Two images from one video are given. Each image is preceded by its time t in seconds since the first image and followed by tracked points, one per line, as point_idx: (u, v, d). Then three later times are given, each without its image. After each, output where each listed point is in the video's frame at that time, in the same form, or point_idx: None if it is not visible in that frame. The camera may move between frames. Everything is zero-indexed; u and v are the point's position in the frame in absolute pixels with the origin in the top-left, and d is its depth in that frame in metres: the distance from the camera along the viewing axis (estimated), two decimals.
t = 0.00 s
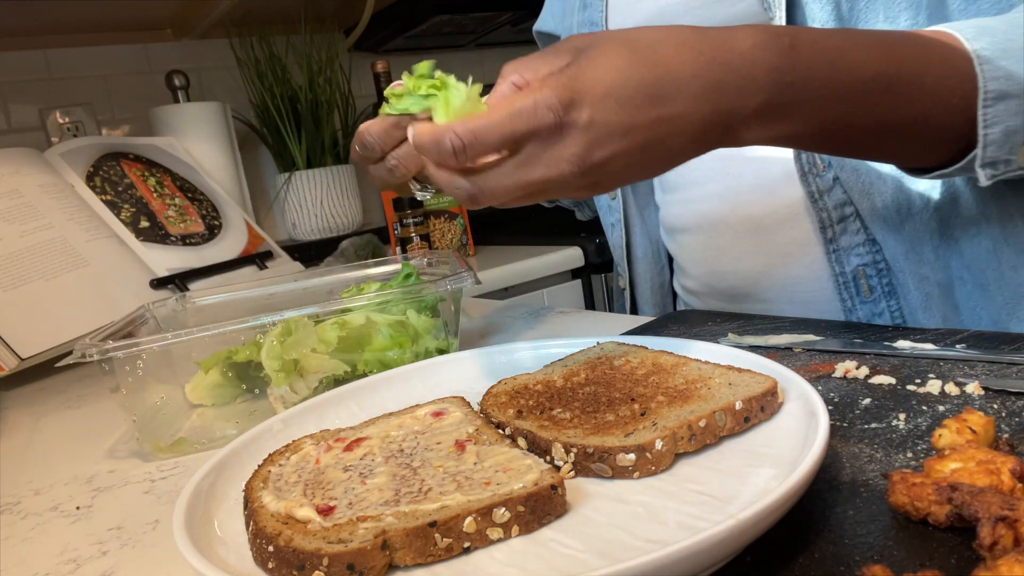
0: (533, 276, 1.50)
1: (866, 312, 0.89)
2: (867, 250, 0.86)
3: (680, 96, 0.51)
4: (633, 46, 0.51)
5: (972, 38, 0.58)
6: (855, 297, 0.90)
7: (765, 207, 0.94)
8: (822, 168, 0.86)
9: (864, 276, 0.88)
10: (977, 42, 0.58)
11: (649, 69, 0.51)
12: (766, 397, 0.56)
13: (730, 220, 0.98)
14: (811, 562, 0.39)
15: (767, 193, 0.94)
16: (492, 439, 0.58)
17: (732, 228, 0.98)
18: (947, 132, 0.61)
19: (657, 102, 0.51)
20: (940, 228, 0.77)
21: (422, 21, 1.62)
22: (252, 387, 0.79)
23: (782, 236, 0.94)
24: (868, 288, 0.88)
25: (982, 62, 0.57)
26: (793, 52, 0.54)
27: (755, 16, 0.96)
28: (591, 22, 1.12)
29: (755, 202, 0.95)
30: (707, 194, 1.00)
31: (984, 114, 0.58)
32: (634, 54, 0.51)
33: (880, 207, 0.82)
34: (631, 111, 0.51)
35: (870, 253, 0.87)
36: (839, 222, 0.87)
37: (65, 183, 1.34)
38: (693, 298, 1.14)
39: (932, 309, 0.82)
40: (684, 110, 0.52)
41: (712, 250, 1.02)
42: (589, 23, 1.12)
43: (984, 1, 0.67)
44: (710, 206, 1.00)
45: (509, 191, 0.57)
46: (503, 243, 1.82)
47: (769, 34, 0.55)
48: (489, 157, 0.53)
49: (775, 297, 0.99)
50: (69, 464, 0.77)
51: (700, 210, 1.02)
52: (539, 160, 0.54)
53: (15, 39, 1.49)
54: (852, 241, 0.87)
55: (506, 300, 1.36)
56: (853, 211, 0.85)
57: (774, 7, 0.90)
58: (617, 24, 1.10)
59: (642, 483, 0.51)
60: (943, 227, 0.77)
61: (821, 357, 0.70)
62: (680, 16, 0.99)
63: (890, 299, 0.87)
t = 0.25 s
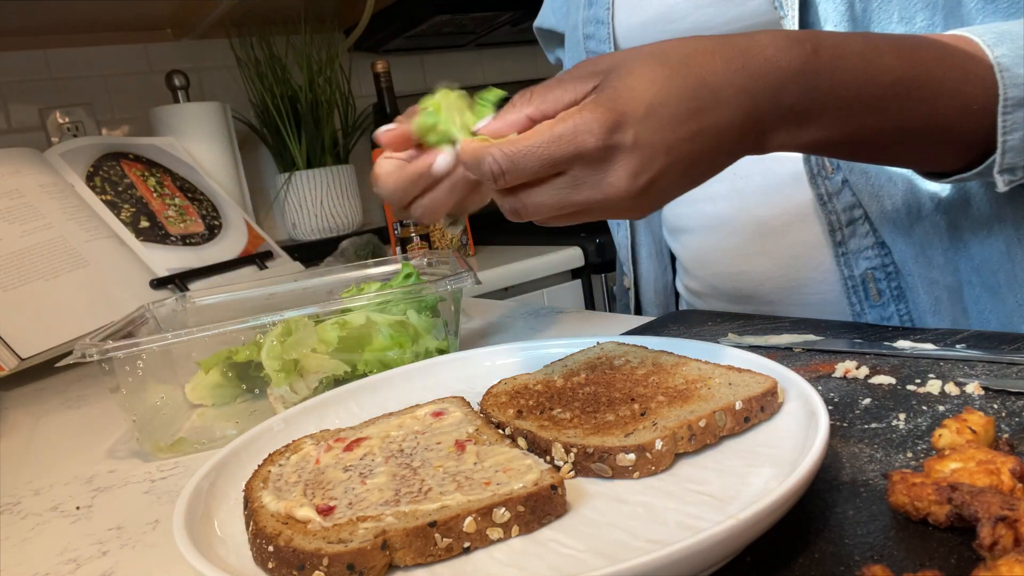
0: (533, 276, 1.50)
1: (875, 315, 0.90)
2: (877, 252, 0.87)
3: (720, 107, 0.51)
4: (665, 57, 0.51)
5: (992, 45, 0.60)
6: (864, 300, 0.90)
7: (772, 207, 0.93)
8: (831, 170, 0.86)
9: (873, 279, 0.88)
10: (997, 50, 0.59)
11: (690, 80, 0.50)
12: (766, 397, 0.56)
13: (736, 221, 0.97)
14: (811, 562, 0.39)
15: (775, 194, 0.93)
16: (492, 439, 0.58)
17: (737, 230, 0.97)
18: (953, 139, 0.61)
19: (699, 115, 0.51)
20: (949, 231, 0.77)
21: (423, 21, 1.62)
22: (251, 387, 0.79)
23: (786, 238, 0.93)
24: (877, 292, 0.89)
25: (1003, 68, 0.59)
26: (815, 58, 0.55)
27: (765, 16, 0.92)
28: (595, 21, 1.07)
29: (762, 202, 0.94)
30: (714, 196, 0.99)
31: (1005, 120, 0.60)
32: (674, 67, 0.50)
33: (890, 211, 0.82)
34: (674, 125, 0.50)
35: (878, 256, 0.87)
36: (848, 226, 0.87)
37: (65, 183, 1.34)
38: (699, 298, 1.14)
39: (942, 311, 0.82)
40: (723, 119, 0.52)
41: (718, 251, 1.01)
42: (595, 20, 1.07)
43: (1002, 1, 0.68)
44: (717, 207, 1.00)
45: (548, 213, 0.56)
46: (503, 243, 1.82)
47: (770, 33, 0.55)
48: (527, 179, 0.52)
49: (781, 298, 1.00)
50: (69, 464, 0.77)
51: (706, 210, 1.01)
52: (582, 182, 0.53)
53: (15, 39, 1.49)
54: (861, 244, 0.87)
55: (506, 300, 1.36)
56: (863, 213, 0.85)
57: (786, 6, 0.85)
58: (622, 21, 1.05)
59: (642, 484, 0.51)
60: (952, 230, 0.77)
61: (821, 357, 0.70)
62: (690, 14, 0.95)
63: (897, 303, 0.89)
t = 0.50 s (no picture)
0: (533, 276, 1.50)
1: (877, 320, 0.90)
2: (879, 257, 0.86)
3: (733, 95, 0.50)
4: (673, 55, 0.50)
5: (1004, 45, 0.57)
6: (866, 306, 0.90)
7: (774, 210, 0.93)
8: (832, 175, 0.85)
9: (876, 284, 0.88)
10: (1010, 50, 0.57)
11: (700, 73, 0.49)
12: (766, 397, 0.56)
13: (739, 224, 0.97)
14: (811, 562, 0.39)
15: (776, 199, 0.93)
16: (492, 439, 0.58)
17: (740, 232, 0.97)
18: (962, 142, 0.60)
19: (717, 102, 0.49)
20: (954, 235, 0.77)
21: (423, 21, 1.62)
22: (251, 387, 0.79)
23: (788, 241, 0.93)
24: (879, 296, 0.88)
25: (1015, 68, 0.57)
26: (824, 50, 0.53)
27: (768, 17, 0.90)
28: (596, 17, 1.04)
29: (764, 204, 0.94)
30: (717, 199, 0.99)
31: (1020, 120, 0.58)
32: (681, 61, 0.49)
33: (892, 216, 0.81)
34: (693, 112, 0.48)
35: (880, 261, 0.87)
36: (850, 231, 0.87)
37: (65, 183, 1.34)
38: (699, 299, 1.14)
39: (943, 316, 0.82)
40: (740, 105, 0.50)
41: (720, 253, 1.01)
42: (596, 16, 1.03)
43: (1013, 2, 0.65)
44: (719, 209, 0.99)
45: (572, 215, 0.54)
46: (503, 244, 1.82)
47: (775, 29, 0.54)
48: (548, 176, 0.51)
49: (782, 299, 1.00)
50: (69, 464, 0.77)
51: (708, 211, 1.01)
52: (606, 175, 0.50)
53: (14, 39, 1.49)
54: (864, 249, 0.86)
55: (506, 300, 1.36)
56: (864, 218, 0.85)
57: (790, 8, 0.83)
58: (624, 19, 1.02)
59: (642, 484, 0.51)
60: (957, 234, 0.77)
61: (820, 357, 0.70)
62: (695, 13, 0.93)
63: (900, 308, 0.88)
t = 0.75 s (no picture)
0: (533, 276, 1.50)
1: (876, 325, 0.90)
2: (881, 266, 0.86)
3: (774, 121, 0.46)
4: (703, 82, 0.47)
5: None
6: (866, 311, 0.90)
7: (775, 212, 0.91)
8: (834, 183, 0.84)
9: (877, 292, 0.88)
10: None
11: (734, 101, 0.46)
12: (766, 397, 0.56)
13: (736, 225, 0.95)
14: (811, 563, 0.39)
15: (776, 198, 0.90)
16: (492, 439, 0.58)
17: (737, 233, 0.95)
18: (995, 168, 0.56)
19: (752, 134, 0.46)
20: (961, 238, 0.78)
21: (423, 21, 1.62)
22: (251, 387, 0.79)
23: (785, 245, 0.91)
24: (880, 303, 0.89)
25: None
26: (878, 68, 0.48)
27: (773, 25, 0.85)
28: (595, 18, 1.01)
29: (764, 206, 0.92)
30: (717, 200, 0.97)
31: None
32: (714, 92, 0.46)
33: (899, 224, 0.82)
34: (721, 147, 0.46)
35: (881, 269, 0.86)
36: (852, 240, 0.85)
37: (65, 183, 1.34)
38: (699, 300, 1.13)
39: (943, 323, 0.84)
40: (782, 136, 0.46)
41: (720, 256, 1.00)
42: (595, 18, 1.01)
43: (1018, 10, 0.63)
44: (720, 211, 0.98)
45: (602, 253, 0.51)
46: (503, 243, 1.82)
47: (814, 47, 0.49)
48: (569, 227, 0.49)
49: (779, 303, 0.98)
50: (69, 464, 0.77)
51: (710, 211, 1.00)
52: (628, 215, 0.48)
53: (14, 39, 1.49)
54: (866, 258, 0.85)
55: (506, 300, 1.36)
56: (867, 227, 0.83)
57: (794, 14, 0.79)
58: (623, 22, 0.98)
59: (642, 484, 0.51)
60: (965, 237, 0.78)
61: (820, 357, 0.70)
62: (696, 17, 0.88)
63: (900, 314, 0.89)
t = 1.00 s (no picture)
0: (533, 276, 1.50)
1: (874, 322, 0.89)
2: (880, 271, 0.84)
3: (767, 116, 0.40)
4: (681, 79, 0.42)
5: None
6: (865, 311, 0.89)
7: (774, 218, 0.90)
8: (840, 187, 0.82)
9: (877, 295, 0.86)
10: None
11: (721, 99, 0.40)
12: (766, 396, 0.56)
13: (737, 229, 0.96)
14: (811, 563, 0.39)
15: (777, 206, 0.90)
16: (492, 439, 0.58)
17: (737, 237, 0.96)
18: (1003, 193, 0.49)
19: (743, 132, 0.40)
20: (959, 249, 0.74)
21: (423, 21, 1.62)
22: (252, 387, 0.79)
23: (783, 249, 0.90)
24: (879, 305, 0.87)
25: None
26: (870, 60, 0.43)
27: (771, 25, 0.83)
28: (592, 18, 0.97)
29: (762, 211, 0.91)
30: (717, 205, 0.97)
31: None
32: (697, 88, 0.41)
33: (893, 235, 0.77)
34: (714, 145, 0.39)
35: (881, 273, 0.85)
36: (853, 244, 0.84)
37: (65, 183, 1.34)
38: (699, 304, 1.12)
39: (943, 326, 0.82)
40: (774, 138, 0.39)
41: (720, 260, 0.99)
42: (591, 18, 0.97)
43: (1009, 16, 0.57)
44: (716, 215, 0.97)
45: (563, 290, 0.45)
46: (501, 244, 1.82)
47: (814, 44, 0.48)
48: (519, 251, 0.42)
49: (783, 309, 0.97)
50: (69, 464, 0.77)
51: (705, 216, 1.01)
52: (607, 235, 0.42)
53: (14, 39, 1.49)
54: (865, 262, 0.84)
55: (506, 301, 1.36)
56: (867, 233, 0.82)
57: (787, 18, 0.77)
58: (621, 23, 0.95)
59: (642, 483, 0.51)
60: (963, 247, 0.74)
61: (820, 357, 0.70)
62: (693, 19, 0.87)
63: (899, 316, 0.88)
